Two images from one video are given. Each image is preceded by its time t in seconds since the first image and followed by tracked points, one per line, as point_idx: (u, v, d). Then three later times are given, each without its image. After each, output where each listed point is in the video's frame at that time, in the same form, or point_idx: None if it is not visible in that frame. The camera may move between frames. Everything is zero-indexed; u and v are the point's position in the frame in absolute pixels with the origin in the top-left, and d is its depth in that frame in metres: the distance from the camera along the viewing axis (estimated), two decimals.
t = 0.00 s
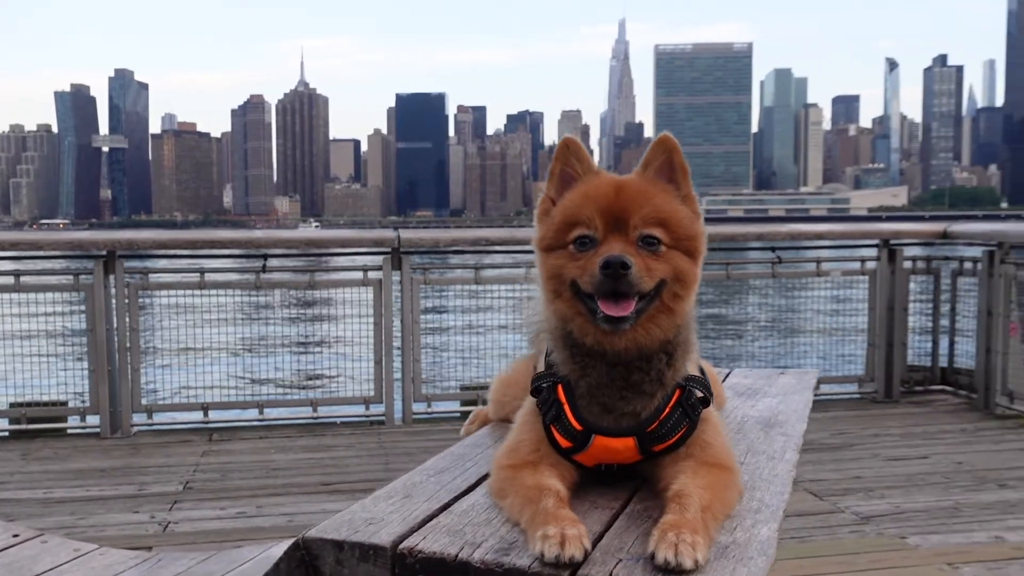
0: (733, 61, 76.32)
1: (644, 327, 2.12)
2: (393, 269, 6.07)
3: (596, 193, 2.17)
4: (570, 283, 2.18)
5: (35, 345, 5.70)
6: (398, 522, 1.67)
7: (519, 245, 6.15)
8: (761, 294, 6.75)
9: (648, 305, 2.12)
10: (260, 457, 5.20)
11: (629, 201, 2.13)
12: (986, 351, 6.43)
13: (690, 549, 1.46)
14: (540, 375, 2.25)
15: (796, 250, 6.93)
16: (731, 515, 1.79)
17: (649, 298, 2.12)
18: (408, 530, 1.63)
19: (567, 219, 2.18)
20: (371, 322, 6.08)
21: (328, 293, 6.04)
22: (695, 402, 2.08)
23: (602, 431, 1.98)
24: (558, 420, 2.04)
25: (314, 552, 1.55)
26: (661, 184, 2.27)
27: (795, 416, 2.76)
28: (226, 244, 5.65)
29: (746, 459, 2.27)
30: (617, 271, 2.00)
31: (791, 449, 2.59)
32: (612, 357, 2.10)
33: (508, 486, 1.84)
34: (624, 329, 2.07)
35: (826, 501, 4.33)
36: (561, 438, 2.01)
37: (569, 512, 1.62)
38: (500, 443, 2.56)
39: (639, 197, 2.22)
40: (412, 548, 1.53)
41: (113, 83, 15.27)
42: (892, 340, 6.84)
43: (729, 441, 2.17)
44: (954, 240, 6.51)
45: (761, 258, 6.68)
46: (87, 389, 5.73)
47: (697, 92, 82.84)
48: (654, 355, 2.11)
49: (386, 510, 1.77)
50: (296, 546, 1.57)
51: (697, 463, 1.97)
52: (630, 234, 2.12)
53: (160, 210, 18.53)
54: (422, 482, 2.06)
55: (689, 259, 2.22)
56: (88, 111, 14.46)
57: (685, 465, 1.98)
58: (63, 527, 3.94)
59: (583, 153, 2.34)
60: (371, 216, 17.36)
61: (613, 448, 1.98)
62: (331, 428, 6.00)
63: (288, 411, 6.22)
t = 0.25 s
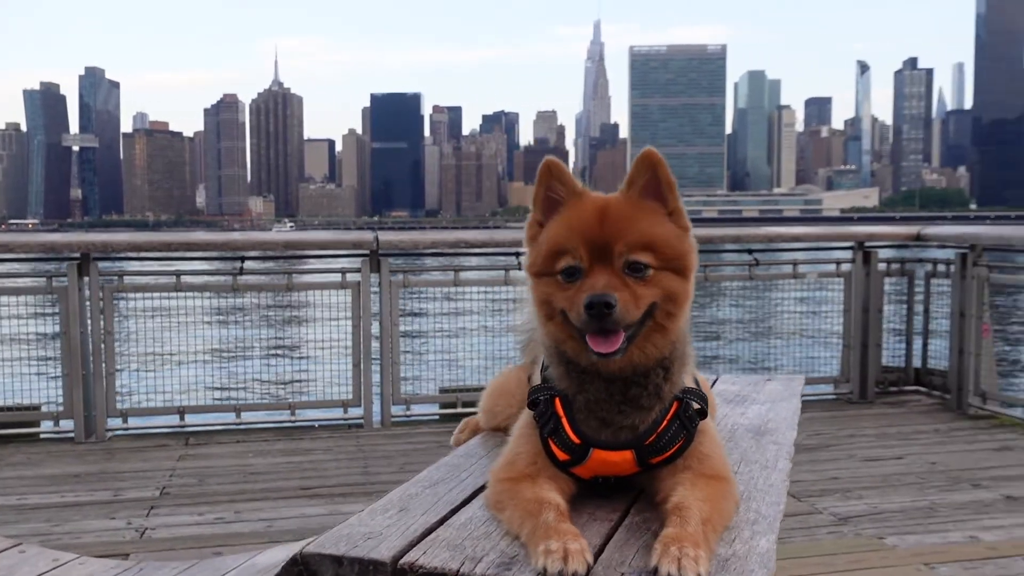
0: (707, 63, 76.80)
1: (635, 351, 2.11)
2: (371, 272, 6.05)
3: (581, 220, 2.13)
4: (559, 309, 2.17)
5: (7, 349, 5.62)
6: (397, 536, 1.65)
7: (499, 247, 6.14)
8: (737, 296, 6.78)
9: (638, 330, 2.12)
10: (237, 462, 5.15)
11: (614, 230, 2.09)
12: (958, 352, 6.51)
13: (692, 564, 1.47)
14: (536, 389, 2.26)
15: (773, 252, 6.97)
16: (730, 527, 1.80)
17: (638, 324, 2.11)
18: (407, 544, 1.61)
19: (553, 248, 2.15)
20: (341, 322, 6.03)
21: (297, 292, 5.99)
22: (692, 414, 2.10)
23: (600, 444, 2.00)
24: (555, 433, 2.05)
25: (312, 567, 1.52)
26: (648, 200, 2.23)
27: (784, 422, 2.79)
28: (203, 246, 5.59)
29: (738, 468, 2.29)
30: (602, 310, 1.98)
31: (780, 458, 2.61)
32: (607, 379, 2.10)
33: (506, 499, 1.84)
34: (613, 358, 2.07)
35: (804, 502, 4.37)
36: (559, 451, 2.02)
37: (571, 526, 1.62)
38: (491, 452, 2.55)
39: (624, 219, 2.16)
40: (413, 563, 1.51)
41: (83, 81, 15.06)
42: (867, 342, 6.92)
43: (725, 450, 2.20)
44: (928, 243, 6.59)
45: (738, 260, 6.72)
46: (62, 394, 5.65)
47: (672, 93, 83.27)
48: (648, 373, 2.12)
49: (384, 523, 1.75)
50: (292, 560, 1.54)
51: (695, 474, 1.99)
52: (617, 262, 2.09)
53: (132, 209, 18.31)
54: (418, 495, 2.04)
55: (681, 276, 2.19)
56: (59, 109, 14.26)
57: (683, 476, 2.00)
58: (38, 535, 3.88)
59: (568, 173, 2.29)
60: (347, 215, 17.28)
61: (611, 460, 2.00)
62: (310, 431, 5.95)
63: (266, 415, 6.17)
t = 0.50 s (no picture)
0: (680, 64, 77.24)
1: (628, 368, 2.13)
2: (349, 275, 6.01)
3: (572, 242, 2.13)
4: (553, 328, 2.19)
5: None
6: (397, 547, 1.64)
7: (477, 249, 6.13)
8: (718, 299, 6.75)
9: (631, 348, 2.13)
10: (213, 466, 5.11)
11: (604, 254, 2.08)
12: (930, 352, 6.60)
13: (694, 572, 1.49)
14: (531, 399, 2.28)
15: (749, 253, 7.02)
16: (728, 534, 1.82)
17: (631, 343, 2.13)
18: (408, 555, 1.60)
19: (544, 269, 2.16)
20: (313, 325, 6.00)
21: (269, 296, 5.94)
22: (688, 423, 2.11)
23: (598, 455, 2.01)
24: (552, 443, 2.06)
25: None
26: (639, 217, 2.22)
27: (771, 428, 2.82)
28: (178, 248, 5.53)
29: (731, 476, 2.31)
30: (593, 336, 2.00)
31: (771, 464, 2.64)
32: (601, 395, 2.12)
33: (505, 509, 1.84)
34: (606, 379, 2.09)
35: (782, 502, 4.40)
36: (556, 461, 2.03)
37: (573, 537, 1.62)
38: (483, 460, 2.54)
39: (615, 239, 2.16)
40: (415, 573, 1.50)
41: (50, 78, 14.82)
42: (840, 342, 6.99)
43: (721, 457, 2.21)
44: (901, 245, 6.67)
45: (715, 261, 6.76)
46: (34, 398, 5.57)
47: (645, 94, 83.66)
48: (643, 387, 2.14)
49: (382, 534, 1.74)
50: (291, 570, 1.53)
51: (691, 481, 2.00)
52: (608, 284, 2.10)
53: (100, 209, 18.05)
54: (414, 504, 2.04)
55: (673, 293, 2.19)
56: (26, 107, 14.04)
57: (680, 485, 2.01)
58: (10, 542, 3.82)
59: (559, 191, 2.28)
60: (320, 216, 17.17)
61: (609, 470, 2.01)
62: (287, 435, 5.91)
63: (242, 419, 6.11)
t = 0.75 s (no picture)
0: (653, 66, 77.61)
1: (641, 364, 2.16)
2: (327, 276, 5.98)
3: (591, 236, 2.17)
4: (566, 323, 2.20)
5: None
6: (407, 550, 1.65)
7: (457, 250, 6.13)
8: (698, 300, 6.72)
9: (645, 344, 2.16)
10: (191, 469, 5.06)
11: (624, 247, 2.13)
12: (904, 352, 6.68)
13: (709, 571, 1.52)
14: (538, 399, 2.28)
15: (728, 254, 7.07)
16: (735, 533, 1.85)
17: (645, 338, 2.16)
18: (420, 557, 1.61)
19: (561, 262, 2.19)
20: (288, 327, 5.95)
21: (242, 296, 5.87)
22: (695, 425, 2.14)
23: (607, 456, 2.03)
24: (561, 444, 2.07)
25: None
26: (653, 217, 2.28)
27: (769, 428, 2.84)
28: (154, 249, 5.47)
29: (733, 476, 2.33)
30: (614, 325, 2.03)
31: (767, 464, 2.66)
32: (613, 392, 2.14)
33: (514, 511, 1.85)
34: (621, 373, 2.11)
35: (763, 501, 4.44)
36: (565, 462, 2.05)
37: (586, 538, 1.64)
38: (482, 462, 2.55)
39: (631, 235, 2.21)
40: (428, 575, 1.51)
41: (17, 77, 14.56)
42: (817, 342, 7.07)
43: (725, 459, 2.23)
44: (875, 245, 6.75)
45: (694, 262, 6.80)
46: (7, 402, 5.49)
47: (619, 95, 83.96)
48: (653, 386, 2.16)
49: (391, 536, 1.74)
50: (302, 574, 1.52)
51: (697, 481, 2.03)
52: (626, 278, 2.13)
53: (68, 210, 17.78)
54: (419, 506, 2.04)
55: (686, 292, 2.24)
56: None
57: (686, 485, 2.03)
58: None
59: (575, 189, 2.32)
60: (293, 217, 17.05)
61: (618, 470, 2.04)
62: (266, 437, 5.87)
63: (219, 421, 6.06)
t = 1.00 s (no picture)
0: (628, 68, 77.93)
1: (653, 361, 2.18)
2: (308, 277, 5.96)
3: (608, 230, 2.23)
4: (580, 316, 2.24)
5: None
6: (425, 551, 1.66)
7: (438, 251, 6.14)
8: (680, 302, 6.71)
9: (656, 340, 2.19)
10: (171, 472, 5.02)
11: (640, 241, 2.18)
12: (880, 352, 6.76)
13: (728, 570, 1.55)
14: (551, 401, 2.30)
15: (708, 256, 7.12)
16: (748, 534, 1.89)
17: (656, 334, 2.18)
18: (438, 558, 1.62)
19: (580, 254, 2.24)
20: (262, 331, 5.94)
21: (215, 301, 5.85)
22: (704, 426, 2.16)
23: (620, 457, 2.06)
24: (575, 446, 2.09)
25: None
26: (674, 218, 2.33)
27: (767, 428, 2.88)
28: (132, 249, 5.43)
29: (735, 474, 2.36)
30: (623, 311, 2.07)
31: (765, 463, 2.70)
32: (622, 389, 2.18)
33: (530, 512, 1.87)
34: (630, 365, 2.13)
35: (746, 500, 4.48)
36: (579, 464, 2.08)
37: (604, 539, 1.67)
38: (486, 463, 2.55)
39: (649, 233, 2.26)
40: None
41: None
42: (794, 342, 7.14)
43: (734, 458, 2.27)
44: (851, 246, 6.84)
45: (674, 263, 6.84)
46: None
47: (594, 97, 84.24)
48: (662, 386, 2.19)
49: (408, 538, 1.75)
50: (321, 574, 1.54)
51: (709, 480, 2.06)
52: (640, 271, 2.18)
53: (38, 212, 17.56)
54: (430, 507, 2.05)
55: (701, 294, 2.27)
56: None
57: (697, 484, 2.06)
58: None
59: (599, 187, 2.40)
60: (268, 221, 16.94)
61: (631, 471, 2.06)
62: (246, 439, 5.81)
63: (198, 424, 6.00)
